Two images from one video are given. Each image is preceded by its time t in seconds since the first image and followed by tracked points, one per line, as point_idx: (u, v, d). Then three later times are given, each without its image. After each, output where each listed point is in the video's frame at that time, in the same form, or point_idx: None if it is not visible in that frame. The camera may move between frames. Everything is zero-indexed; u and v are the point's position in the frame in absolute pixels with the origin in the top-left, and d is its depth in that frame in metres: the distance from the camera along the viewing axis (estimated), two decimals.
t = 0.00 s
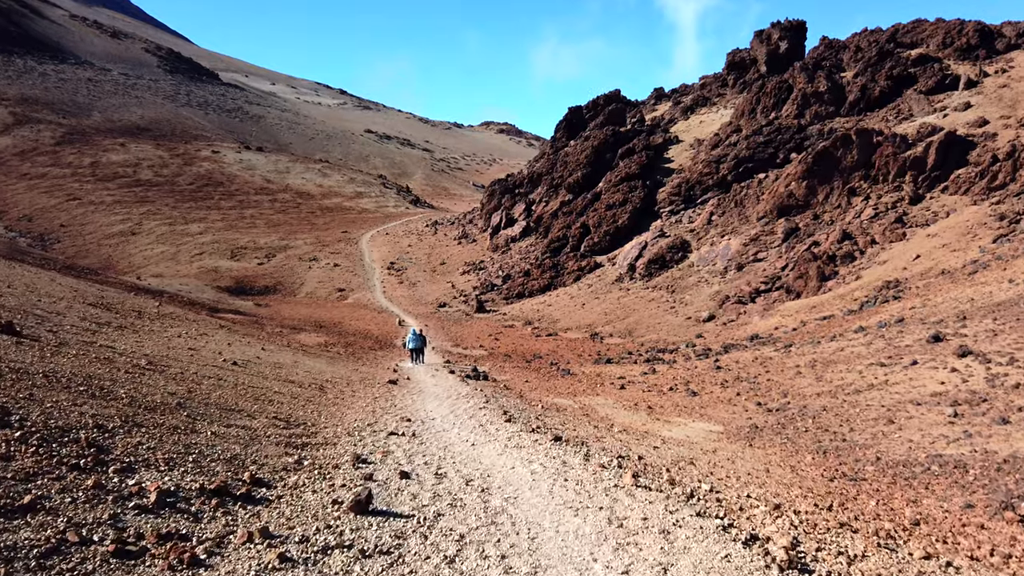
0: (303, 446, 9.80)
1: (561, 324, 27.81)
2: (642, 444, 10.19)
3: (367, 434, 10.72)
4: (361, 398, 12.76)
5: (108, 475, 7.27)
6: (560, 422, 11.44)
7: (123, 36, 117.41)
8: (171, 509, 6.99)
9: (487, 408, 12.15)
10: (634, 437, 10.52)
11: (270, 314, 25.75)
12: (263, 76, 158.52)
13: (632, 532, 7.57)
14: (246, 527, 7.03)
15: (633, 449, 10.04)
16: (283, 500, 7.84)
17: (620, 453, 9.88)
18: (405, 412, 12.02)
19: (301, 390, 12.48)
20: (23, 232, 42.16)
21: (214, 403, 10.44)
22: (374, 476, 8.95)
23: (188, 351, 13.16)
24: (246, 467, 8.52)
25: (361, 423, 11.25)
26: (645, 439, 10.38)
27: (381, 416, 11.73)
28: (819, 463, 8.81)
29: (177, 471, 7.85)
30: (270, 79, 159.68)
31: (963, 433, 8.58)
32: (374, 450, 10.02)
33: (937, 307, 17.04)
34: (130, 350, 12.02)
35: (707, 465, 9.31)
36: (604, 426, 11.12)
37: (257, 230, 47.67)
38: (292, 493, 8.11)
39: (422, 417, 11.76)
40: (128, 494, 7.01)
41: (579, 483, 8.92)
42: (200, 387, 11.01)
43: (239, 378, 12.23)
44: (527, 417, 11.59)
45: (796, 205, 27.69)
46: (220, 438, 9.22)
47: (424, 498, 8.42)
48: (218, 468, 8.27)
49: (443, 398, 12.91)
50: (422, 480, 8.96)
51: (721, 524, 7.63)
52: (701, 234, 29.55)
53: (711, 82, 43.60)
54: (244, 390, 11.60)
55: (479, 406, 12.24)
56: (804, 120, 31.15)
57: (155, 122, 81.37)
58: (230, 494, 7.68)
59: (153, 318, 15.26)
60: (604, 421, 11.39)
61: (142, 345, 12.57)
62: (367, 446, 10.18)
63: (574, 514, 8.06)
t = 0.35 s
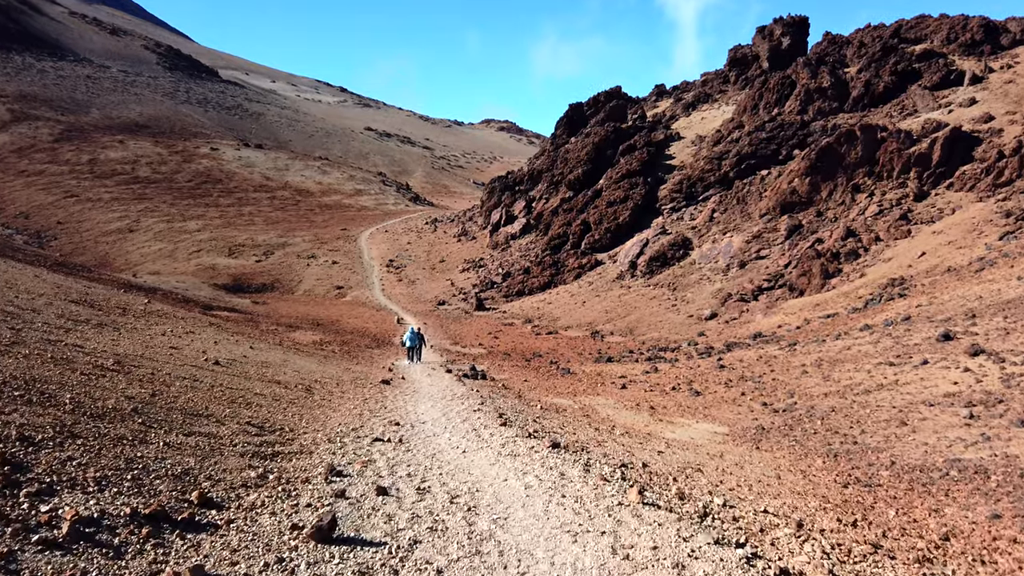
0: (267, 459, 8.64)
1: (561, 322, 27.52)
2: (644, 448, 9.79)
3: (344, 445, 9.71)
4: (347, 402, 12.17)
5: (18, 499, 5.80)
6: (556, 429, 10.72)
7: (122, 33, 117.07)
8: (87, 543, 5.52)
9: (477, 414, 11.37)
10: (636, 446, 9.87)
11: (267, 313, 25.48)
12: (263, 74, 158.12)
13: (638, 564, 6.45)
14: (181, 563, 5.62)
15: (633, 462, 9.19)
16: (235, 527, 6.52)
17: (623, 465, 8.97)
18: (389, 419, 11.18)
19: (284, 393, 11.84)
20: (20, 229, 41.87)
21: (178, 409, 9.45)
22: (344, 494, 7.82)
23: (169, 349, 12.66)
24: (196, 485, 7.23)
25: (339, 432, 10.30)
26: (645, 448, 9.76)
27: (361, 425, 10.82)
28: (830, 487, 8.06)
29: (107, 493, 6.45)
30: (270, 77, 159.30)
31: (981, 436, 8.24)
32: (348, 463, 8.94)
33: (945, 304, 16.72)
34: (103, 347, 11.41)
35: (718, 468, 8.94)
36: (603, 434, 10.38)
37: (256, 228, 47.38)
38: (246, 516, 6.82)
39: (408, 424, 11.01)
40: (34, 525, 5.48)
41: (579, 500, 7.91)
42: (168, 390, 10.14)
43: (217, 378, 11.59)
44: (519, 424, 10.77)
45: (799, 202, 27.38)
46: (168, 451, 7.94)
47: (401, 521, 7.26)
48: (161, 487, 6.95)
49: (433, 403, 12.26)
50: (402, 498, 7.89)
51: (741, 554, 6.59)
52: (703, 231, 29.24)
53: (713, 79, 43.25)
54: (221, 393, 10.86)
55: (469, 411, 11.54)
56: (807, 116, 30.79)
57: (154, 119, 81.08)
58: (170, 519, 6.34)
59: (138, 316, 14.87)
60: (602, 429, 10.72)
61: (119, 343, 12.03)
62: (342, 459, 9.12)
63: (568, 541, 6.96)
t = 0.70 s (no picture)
0: (221, 472, 7.64)
1: (561, 321, 27.20)
2: (645, 451, 9.41)
3: (314, 455, 8.84)
4: (329, 403, 11.55)
5: None
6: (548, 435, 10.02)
7: (122, 31, 116.77)
8: None
9: (466, 418, 10.63)
10: (634, 454, 9.28)
11: (264, 311, 25.15)
12: (263, 72, 157.73)
13: None
14: None
15: (632, 474, 8.42)
16: (162, 560, 5.43)
17: (622, 480, 8.19)
18: (370, 425, 10.44)
19: (264, 393, 11.33)
20: (17, 227, 41.57)
21: (131, 412, 8.59)
22: (307, 515, 6.88)
23: (147, 347, 12.14)
24: (125, 506, 6.19)
25: (311, 440, 9.45)
26: (643, 456, 9.21)
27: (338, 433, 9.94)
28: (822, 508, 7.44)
29: (6, 519, 5.29)
30: (271, 75, 159.01)
31: (1000, 438, 7.91)
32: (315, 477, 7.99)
33: (952, 303, 16.41)
34: (71, 343, 10.81)
35: (729, 472, 8.62)
36: (600, 442, 9.71)
37: (254, 226, 47.09)
38: (178, 544, 5.76)
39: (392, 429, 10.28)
40: None
41: (576, 520, 7.10)
42: (128, 392, 9.33)
43: (191, 378, 10.95)
44: (510, 431, 9.99)
45: (802, 199, 27.04)
46: (100, 463, 6.92)
47: (371, 547, 6.36)
48: (80, 509, 5.85)
49: (419, 406, 11.58)
50: (375, 518, 7.01)
51: None
52: (704, 229, 28.90)
53: (714, 76, 42.92)
54: (192, 393, 10.18)
55: (457, 415, 10.81)
56: (810, 113, 30.44)
57: (153, 118, 80.77)
58: (76, 550, 5.16)
59: (121, 313, 14.44)
60: (597, 436, 10.06)
61: (93, 340, 11.50)
62: (311, 470, 8.25)
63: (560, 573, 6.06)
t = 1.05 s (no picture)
0: (174, 495, 6.70)
1: (566, 321, 26.88)
2: (654, 458, 9.01)
3: (293, 470, 8.05)
4: (319, 407, 11.05)
5: None
6: (549, 446, 9.35)
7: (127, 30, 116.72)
8: None
9: (463, 428, 9.95)
10: (645, 467, 8.64)
11: (264, 310, 24.83)
12: (268, 72, 157.64)
13: None
14: None
15: (639, 492, 7.66)
16: None
17: (634, 502, 7.37)
18: (360, 433, 9.79)
19: (250, 396, 10.85)
20: (19, 225, 41.38)
21: (87, 420, 7.87)
22: (266, 550, 5.87)
23: (129, 347, 11.70)
24: (46, 540, 5.22)
25: (290, 451, 8.69)
26: (652, 468, 8.61)
27: (321, 443, 9.20)
28: (851, 528, 6.89)
29: None
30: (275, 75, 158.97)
31: None
32: (288, 498, 7.12)
33: (966, 302, 16.04)
34: (45, 343, 10.34)
35: (745, 482, 8.19)
36: (606, 455, 9.04)
37: (257, 224, 46.85)
38: None
39: (384, 438, 9.66)
40: None
41: (586, 554, 6.18)
42: (93, 398, 8.69)
43: (168, 381, 10.39)
44: (508, 441, 9.30)
45: (810, 197, 26.66)
46: (27, 487, 5.98)
47: None
48: None
49: (414, 411, 10.98)
50: (351, 551, 6.09)
51: None
52: (711, 228, 28.55)
53: (720, 74, 42.52)
54: (169, 398, 9.63)
55: (454, 424, 10.15)
56: (818, 110, 30.04)
57: (157, 117, 80.61)
58: None
59: (110, 311, 14.10)
60: (603, 446, 9.46)
61: (69, 341, 11.06)
62: (286, 489, 7.43)
63: None
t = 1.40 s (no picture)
0: (108, 522, 6.06)
1: (572, 320, 26.57)
2: (664, 466, 8.63)
3: (264, 485, 7.51)
4: (309, 411, 10.64)
5: None
6: (552, 455, 8.81)
7: (133, 30, 116.81)
8: None
9: (460, 435, 9.44)
10: (655, 478, 8.14)
11: (267, 309, 24.57)
12: (273, 71, 157.62)
13: None
14: None
15: (652, 511, 7.05)
16: None
17: (651, 526, 6.71)
18: (347, 441, 9.32)
19: (237, 400, 10.48)
20: (23, 224, 41.29)
21: (23, 431, 7.24)
22: None
23: (110, 346, 11.36)
24: None
25: (263, 463, 8.17)
26: (664, 480, 8.11)
27: (298, 454, 8.67)
28: (889, 548, 6.46)
29: None
30: (281, 74, 159.02)
31: None
32: (249, 523, 6.50)
33: (981, 301, 15.65)
34: (15, 343, 9.96)
35: (766, 492, 7.83)
36: (610, 465, 8.52)
37: (261, 223, 46.68)
38: None
39: (373, 446, 9.22)
40: None
41: None
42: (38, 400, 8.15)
43: (142, 383, 9.98)
44: (507, 450, 8.77)
45: (820, 195, 26.24)
46: None
47: None
48: None
49: (408, 417, 10.55)
50: None
51: None
52: (718, 226, 28.18)
53: (728, 71, 42.09)
54: (140, 402, 9.18)
55: (450, 431, 9.66)
56: (827, 107, 29.60)
57: (163, 116, 80.56)
58: None
59: (98, 309, 13.82)
60: (607, 454, 8.97)
61: (44, 340, 10.71)
62: (251, 509, 6.86)
63: None
